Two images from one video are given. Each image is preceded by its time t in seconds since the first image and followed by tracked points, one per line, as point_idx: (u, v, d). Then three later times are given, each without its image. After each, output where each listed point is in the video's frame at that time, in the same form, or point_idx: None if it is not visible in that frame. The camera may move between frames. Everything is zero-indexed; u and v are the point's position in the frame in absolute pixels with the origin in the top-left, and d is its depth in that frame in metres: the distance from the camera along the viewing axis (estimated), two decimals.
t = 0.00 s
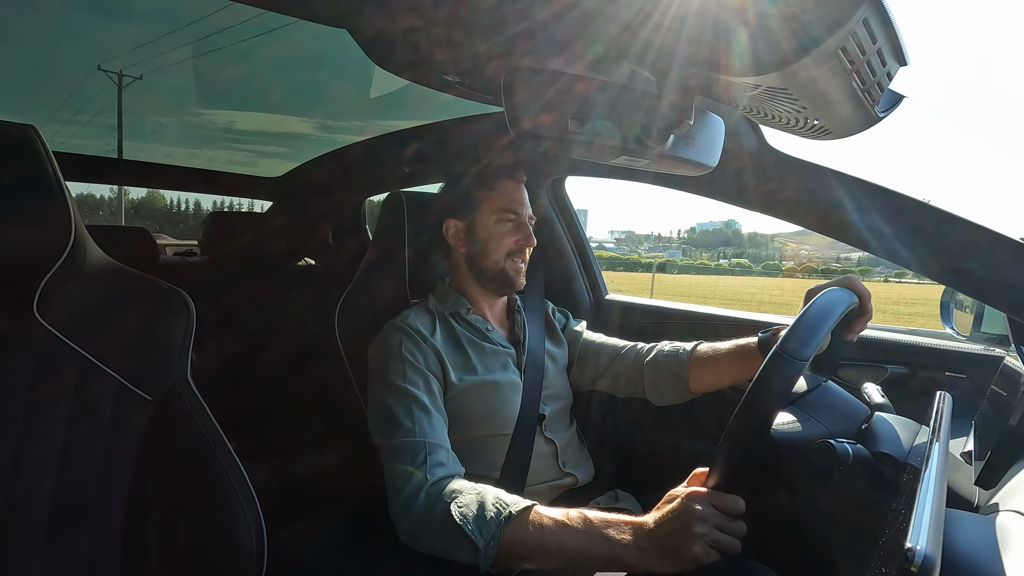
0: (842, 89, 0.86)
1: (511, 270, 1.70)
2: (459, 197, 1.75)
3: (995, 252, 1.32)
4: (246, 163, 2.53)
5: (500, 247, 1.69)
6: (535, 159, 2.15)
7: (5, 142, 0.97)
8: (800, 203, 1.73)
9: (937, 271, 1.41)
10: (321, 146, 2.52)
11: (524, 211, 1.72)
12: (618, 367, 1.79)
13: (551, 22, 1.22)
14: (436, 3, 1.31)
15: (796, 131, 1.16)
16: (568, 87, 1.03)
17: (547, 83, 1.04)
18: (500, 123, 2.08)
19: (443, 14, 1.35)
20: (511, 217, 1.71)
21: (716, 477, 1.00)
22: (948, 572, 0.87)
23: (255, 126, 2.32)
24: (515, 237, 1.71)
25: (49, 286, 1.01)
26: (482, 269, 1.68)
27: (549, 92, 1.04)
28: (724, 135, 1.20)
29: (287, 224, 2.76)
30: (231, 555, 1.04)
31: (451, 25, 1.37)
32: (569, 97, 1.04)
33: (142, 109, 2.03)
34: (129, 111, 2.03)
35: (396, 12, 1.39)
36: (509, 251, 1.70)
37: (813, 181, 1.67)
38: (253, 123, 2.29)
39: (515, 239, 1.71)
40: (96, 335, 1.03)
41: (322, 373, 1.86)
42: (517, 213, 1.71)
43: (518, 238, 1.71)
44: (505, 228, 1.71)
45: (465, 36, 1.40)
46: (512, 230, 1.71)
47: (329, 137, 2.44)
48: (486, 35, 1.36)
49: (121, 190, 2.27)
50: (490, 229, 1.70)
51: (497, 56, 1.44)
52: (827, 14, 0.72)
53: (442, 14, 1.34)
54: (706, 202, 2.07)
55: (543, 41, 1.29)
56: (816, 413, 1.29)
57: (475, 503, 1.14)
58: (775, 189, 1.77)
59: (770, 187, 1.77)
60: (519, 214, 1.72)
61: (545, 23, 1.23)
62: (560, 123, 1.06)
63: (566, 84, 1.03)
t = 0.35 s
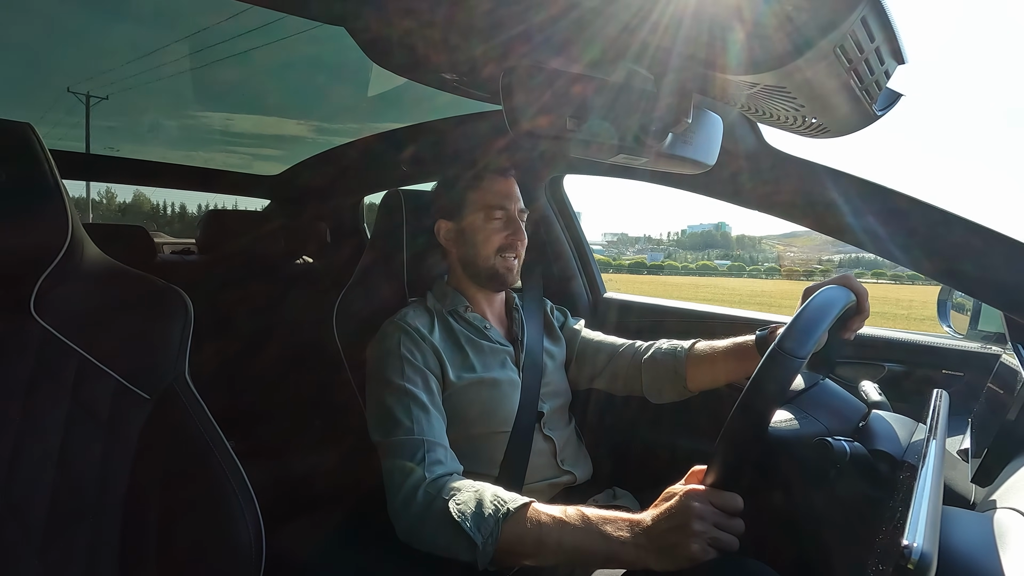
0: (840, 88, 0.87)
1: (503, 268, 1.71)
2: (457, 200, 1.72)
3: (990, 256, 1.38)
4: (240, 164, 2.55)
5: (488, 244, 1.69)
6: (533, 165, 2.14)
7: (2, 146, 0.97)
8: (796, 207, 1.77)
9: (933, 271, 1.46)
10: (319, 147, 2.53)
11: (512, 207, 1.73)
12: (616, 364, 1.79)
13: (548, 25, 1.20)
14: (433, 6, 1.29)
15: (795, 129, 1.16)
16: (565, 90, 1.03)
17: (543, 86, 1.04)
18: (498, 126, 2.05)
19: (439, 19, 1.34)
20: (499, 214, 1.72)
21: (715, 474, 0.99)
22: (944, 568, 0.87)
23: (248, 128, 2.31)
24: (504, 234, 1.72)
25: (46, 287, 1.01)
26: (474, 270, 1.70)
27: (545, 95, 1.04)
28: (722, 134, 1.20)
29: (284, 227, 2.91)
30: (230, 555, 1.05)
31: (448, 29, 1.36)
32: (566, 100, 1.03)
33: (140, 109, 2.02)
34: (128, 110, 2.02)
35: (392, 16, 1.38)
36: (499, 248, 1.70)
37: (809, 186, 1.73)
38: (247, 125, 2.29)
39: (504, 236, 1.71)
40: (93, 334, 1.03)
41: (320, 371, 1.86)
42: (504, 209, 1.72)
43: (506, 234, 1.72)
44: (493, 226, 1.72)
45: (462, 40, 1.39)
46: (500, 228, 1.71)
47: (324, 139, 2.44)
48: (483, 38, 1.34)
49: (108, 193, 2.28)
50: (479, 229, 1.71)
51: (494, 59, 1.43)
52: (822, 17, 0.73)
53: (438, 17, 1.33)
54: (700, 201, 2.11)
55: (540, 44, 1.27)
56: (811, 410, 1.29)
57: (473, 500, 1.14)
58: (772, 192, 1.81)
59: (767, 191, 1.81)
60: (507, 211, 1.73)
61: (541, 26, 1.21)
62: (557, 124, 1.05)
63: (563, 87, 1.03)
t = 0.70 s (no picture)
0: (837, 91, 0.87)
1: (481, 274, 1.69)
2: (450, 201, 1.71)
3: (982, 257, 1.37)
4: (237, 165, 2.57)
5: (461, 253, 1.69)
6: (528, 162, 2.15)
7: None
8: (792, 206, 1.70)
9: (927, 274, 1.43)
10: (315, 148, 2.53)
11: (478, 213, 1.71)
12: (613, 365, 1.79)
13: (543, 26, 1.18)
14: (428, 7, 1.30)
15: (793, 131, 1.16)
16: (560, 91, 1.03)
17: (539, 87, 1.04)
18: (493, 125, 2.05)
19: (434, 18, 1.34)
20: (466, 222, 1.70)
21: (713, 475, 1.00)
22: (940, 571, 0.87)
23: (244, 130, 2.32)
24: (474, 240, 1.69)
25: (43, 285, 1.00)
26: (456, 278, 1.70)
27: (541, 96, 1.04)
28: (719, 136, 1.20)
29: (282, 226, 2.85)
30: (228, 554, 1.05)
31: (443, 28, 1.36)
32: (561, 101, 1.02)
33: (136, 109, 2.02)
34: (126, 109, 2.00)
35: (387, 15, 1.38)
36: (472, 257, 1.69)
37: (803, 186, 1.67)
38: (243, 127, 2.29)
39: (474, 243, 1.69)
40: (91, 333, 1.03)
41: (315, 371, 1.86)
42: (469, 216, 1.69)
43: (477, 241, 1.69)
44: (462, 235, 1.70)
45: (457, 39, 1.38)
46: (469, 235, 1.69)
47: (320, 141, 2.46)
48: (477, 38, 1.35)
49: (95, 197, 2.26)
50: (447, 239, 1.71)
51: (488, 59, 1.43)
52: (818, 20, 0.73)
53: (433, 17, 1.33)
54: (691, 200, 2.05)
55: (535, 45, 1.24)
56: (808, 410, 1.28)
57: (470, 502, 1.14)
58: (766, 193, 1.75)
59: (761, 191, 1.76)
60: (475, 217, 1.70)
61: (537, 27, 1.19)
62: (552, 125, 1.04)
63: (559, 88, 1.03)
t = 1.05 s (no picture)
0: (834, 96, 0.87)
1: (467, 288, 1.67)
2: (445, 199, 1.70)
3: (977, 254, 1.40)
4: (234, 167, 2.58)
5: (448, 268, 1.68)
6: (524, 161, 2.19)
7: None
8: (786, 205, 1.70)
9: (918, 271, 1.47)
10: (312, 149, 2.54)
11: (461, 228, 1.68)
12: (609, 372, 1.79)
13: (540, 23, 1.20)
14: (424, 5, 1.29)
15: (792, 137, 1.17)
16: (555, 89, 1.03)
17: (536, 83, 1.03)
18: (491, 124, 2.05)
19: (430, 15, 1.33)
20: (450, 237, 1.68)
21: (712, 479, 1.00)
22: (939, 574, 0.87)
23: (245, 130, 2.32)
24: (458, 256, 1.68)
25: (40, 288, 0.99)
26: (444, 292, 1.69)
27: (538, 92, 1.03)
28: (718, 139, 1.21)
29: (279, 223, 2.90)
30: (220, 560, 1.03)
31: (439, 25, 1.35)
32: (558, 99, 1.02)
33: (134, 110, 2.02)
34: (123, 110, 2.00)
35: (383, 11, 1.37)
36: (459, 272, 1.67)
37: (798, 186, 1.66)
38: (244, 126, 2.29)
39: (459, 258, 1.67)
40: (88, 335, 1.02)
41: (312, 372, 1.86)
42: (451, 231, 1.67)
43: (460, 257, 1.67)
44: (446, 250, 1.69)
45: (453, 36, 1.38)
46: (454, 249, 1.68)
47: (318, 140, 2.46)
48: (474, 34, 1.34)
49: (85, 197, 2.20)
50: (435, 253, 1.70)
51: (485, 56, 1.43)
52: (816, 19, 0.73)
53: (430, 15, 1.33)
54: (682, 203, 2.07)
55: (530, 42, 1.28)
56: (807, 413, 1.27)
57: (469, 507, 1.14)
58: (761, 191, 1.75)
59: (757, 189, 1.75)
60: (458, 233, 1.68)
61: (532, 24, 1.21)
62: (549, 124, 1.04)
63: (555, 85, 1.03)
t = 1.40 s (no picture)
0: (833, 98, 0.87)
1: (493, 278, 1.71)
2: (445, 193, 1.75)
3: (974, 249, 1.45)
4: (231, 164, 2.57)
5: (475, 256, 1.70)
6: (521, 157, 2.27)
7: None
8: (783, 202, 1.73)
9: (915, 268, 1.54)
10: (309, 146, 2.55)
11: (493, 219, 1.72)
12: (605, 377, 1.80)
13: (537, 17, 1.13)
14: None
15: (790, 138, 1.16)
16: (553, 85, 1.10)
17: (533, 82, 1.12)
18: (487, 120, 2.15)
19: (428, 9, 1.32)
20: (482, 226, 1.72)
21: (710, 480, 1.01)
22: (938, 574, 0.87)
23: (244, 127, 2.32)
24: (489, 244, 1.71)
25: (39, 290, 0.99)
26: (465, 279, 1.70)
27: (535, 89, 1.12)
28: (717, 141, 1.21)
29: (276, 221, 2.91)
30: (218, 557, 1.04)
31: (436, 20, 1.34)
32: (555, 94, 1.10)
33: (131, 109, 2.01)
34: (120, 109, 2.00)
35: (380, 6, 1.36)
36: (486, 261, 1.70)
37: (796, 183, 1.70)
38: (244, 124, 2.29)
39: (489, 248, 1.71)
40: (87, 338, 1.02)
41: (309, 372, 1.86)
42: (487, 221, 1.71)
43: (490, 246, 1.71)
44: (476, 238, 1.72)
45: (450, 30, 1.37)
46: (485, 238, 1.71)
47: (316, 137, 2.45)
48: (470, 29, 1.32)
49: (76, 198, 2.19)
50: (461, 241, 1.71)
51: (482, 51, 1.40)
52: (815, 14, 0.72)
53: (427, 10, 1.32)
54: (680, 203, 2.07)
55: (528, 37, 1.21)
56: (805, 414, 1.27)
57: (468, 508, 1.14)
58: (758, 188, 1.75)
59: (754, 186, 1.75)
60: (490, 222, 1.72)
61: (530, 19, 1.14)
62: (546, 120, 1.11)
63: (551, 83, 1.10)
